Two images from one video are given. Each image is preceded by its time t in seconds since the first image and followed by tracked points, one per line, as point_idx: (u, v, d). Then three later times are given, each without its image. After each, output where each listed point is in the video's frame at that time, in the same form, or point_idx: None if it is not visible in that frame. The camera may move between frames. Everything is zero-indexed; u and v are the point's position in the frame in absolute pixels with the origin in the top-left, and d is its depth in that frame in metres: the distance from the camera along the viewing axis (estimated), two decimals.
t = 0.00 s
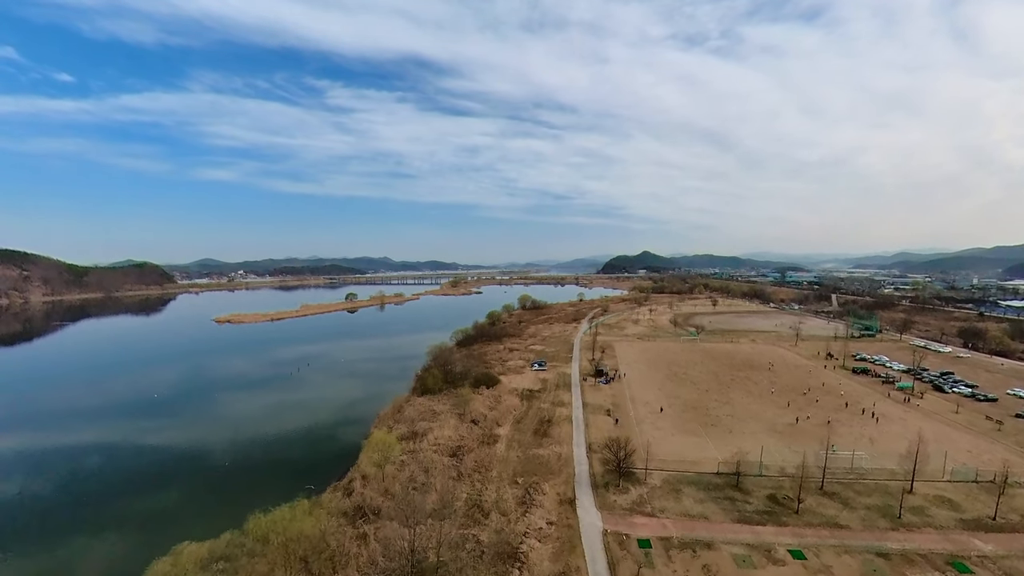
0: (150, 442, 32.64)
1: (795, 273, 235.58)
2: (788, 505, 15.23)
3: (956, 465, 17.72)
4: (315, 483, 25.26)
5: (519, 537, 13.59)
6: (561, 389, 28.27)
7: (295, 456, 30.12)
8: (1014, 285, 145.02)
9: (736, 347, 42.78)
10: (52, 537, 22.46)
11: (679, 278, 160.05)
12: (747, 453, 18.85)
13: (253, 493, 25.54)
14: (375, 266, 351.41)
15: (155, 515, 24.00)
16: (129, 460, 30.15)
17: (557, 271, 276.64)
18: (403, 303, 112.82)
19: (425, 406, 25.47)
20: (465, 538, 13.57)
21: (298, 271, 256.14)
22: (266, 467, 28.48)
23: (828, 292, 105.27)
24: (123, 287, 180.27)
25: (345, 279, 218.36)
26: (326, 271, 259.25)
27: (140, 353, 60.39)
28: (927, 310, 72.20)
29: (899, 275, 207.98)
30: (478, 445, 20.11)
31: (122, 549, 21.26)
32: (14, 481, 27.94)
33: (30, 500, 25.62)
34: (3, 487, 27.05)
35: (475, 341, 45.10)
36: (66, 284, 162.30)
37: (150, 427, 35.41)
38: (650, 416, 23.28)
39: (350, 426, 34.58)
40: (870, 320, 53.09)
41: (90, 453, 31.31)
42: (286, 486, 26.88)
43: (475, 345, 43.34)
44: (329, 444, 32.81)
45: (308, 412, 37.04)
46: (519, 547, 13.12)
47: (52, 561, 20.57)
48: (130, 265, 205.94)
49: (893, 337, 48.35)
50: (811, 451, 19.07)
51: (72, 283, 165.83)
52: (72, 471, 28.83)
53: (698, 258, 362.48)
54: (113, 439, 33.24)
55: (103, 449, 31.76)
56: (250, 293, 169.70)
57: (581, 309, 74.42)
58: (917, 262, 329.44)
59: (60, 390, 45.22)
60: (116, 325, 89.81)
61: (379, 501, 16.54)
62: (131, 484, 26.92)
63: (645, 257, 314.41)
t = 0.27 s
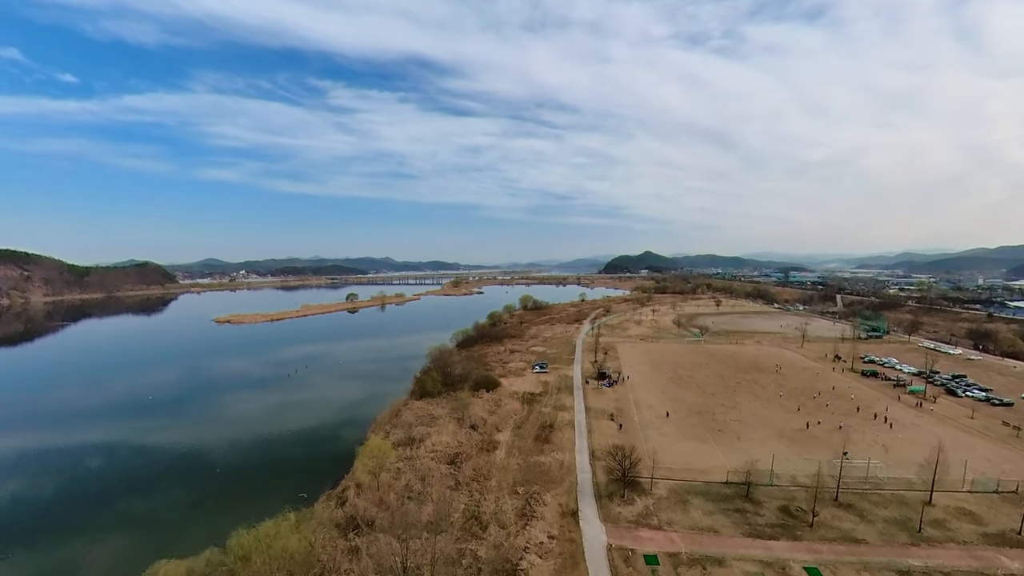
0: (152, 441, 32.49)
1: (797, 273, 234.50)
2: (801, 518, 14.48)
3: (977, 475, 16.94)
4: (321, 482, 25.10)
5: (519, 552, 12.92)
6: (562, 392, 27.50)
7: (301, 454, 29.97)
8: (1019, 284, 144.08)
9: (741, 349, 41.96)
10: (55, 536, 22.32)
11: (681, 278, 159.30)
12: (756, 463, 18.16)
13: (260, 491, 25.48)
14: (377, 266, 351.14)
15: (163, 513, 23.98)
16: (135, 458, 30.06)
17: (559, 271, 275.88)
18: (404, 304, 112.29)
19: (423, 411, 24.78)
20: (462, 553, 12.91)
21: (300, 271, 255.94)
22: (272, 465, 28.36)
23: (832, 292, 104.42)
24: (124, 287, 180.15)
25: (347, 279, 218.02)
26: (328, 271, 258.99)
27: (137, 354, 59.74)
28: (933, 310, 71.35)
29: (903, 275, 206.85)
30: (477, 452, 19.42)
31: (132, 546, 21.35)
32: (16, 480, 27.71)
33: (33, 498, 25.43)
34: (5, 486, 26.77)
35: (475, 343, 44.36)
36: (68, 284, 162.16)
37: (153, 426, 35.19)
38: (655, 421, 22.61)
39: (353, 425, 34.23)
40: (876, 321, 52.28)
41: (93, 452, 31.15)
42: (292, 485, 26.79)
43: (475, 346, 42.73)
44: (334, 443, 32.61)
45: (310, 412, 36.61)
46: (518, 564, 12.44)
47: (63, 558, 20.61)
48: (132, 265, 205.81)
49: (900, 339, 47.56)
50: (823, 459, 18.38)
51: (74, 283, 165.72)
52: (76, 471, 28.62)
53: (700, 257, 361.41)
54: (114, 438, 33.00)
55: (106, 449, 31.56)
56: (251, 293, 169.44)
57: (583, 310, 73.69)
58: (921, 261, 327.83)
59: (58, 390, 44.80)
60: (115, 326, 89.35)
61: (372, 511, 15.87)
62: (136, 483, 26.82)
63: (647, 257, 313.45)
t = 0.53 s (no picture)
0: (151, 440, 32.00)
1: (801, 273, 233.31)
2: (818, 535, 13.63)
3: (1003, 488, 16.06)
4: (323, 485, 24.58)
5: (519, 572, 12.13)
6: (565, 396, 26.67)
7: (305, 453, 29.59)
8: None
9: (746, 351, 41.07)
10: (50, 537, 21.74)
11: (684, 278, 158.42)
12: (769, 474, 17.36)
13: (264, 490, 25.07)
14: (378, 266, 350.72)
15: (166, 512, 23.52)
16: (136, 457, 29.54)
17: (561, 271, 275.12)
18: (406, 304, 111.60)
19: (421, 416, 24.00)
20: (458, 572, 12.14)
21: (302, 271, 255.58)
22: (275, 465, 27.91)
23: (837, 292, 103.51)
24: (126, 287, 179.82)
25: (349, 279, 217.44)
26: (329, 271, 258.55)
27: (133, 354, 58.94)
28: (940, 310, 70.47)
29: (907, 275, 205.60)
30: (476, 460, 18.61)
31: (135, 545, 20.91)
32: (14, 480, 27.16)
33: (33, 497, 24.96)
34: (4, 486, 26.17)
35: (476, 344, 43.54)
36: (69, 284, 161.85)
37: (152, 425, 34.62)
38: (661, 428, 21.83)
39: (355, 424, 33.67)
40: (884, 322, 51.40)
41: (92, 452, 30.63)
42: (298, 483, 26.41)
43: (476, 348, 41.96)
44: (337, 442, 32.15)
45: (309, 412, 35.93)
46: None
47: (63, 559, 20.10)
48: (134, 265, 205.51)
49: (910, 340, 46.65)
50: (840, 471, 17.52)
51: (75, 283, 165.41)
52: (77, 471, 28.09)
53: (703, 257, 360.15)
54: (113, 438, 32.45)
55: (103, 448, 30.98)
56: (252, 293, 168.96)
57: (585, 310, 72.80)
58: (925, 261, 326.07)
59: (53, 389, 44.10)
60: (114, 326, 88.61)
61: (364, 524, 15.08)
62: (137, 482, 26.32)
63: (649, 257, 312.39)
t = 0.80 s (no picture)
0: (150, 439, 31.50)
1: (804, 274, 231.97)
2: (836, 553, 12.81)
3: None
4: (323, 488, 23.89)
5: None
6: (567, 400, 25.83)
7: (308, 451, 29.12)
8: None
9: (753, 353, 40.15)
10: (46, 538, 21.15)
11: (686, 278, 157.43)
12: (782, 485, 16.55)
13: (266, 491, 24.50)
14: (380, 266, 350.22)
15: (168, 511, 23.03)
16: (136, 457, 28.99)
17: (565, 271, 274.36)
18: (407, 304, 110.81)
19: (419, 421, 23.23)
20: None
21: (304, 271, 255.17)
22: (277, 465, 27.33)
23: (842, 292, 102.50)
24: (128, 287, 179.43)
25: (351, 279, 216.78)
26: (331, 271, 258.17)
27: (131, 354, 58.30)
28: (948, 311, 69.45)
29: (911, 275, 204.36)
30: (474, 469, 17.80)
31: (141, 546, 20.56)
32: (16, 479, 26.65)
33: (37, 496, 24.53)
34: (6, 485, 25.69)
35: (477, 346, 42.73)
36: (71, 284, 161.53)
37: (150, 425, 34.01)
38: (668, 435, 21.02)
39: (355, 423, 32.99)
40: (893, 324, 50.37)
41: (92, 451, 30.11)
42: (305, 481, 26.01)
43: (477, 350, 41.13)
44: (340, 442, 31.62)
45: (308, 412, 35.27)
46: None
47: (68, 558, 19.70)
48: (136, 265, 205.28)
49: (920, 342, 45.66)
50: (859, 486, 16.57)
51: (77, 283, 165.04)
52: (80, 470, 27.62)
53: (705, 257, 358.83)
54: (111, 437, 31.88)
55: (101, 447, 30.42)
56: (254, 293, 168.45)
57: (587, 311, 71.87)
58: (930, 261, 323.84)
59: (51, 390, 43.47)
60: (113, 326, 87.98)
61: (354, 537, 14.28)
62: (139, 481, 25.86)
63: (652, 257, 311.22)
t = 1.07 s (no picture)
0: (147, 438, 31.05)
1: (808, 274, 230.65)
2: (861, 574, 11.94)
3: None
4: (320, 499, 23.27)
5: None
6: (571, 405, 25.02)
7: (311, 448, 28.65)
8: None
9: (760, 355, 39.21)
10: (38, 540, 20.66)
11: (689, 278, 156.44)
12: (798, 498, 15.71)
13: (271, 492, 24.03)
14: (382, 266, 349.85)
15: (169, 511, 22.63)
16: (135, 455, 28.59)
17: (567, 272, 273.51)
18: (409, 304, 110.11)
19: (416, 427, 22.45)
20: None
21: (306, 271, 254.97)
22: (283, 464, 26.77)
23: (847, 292, 101.52)
24: (130, 287, 179.15)
25: (353, 280, 216.18)
26: (333, 271, 257.83)
27: (130, 354, 57.68)
28: (957, 312, 68.40)
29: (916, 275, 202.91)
30: (473, 479, 16.97)
31: (148, 546, 20.21)
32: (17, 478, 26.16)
33: (37, 497, 24.04)
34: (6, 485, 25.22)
35: (477, 347, 41.91)
36: (74, 284, 161.35)
37: (149, 423, 33.55)
38: (675, 442, 20.20)
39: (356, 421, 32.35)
40: (903, 325, 49.45)
41: (90, 451, 29.59)
42: (311, 477, 25.62)
43: (477, 351, 40.36)
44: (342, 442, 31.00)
45: (306, 412, 34.59)
46: None
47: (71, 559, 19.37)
48: (139, 265, 205.18)
49: (931, 343, 44.74)
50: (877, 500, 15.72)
51: (79, 283, 164.82)
52: (85, 468, 27.21)
53: (707, 258, 357.44)
54: (107, 436, 31.41)
55: (97, 447, 29.95)
56: (255, 293, 168.06)
57: (590, 311, 70.96)
58: (935, 261, 321.92)
59: (48, 389, 42.94)
60: (113, 326, 87.38)
61: (348, 552, 13.53)
62: (145, 480, 25.47)
63: (654, 257, 310.10)
